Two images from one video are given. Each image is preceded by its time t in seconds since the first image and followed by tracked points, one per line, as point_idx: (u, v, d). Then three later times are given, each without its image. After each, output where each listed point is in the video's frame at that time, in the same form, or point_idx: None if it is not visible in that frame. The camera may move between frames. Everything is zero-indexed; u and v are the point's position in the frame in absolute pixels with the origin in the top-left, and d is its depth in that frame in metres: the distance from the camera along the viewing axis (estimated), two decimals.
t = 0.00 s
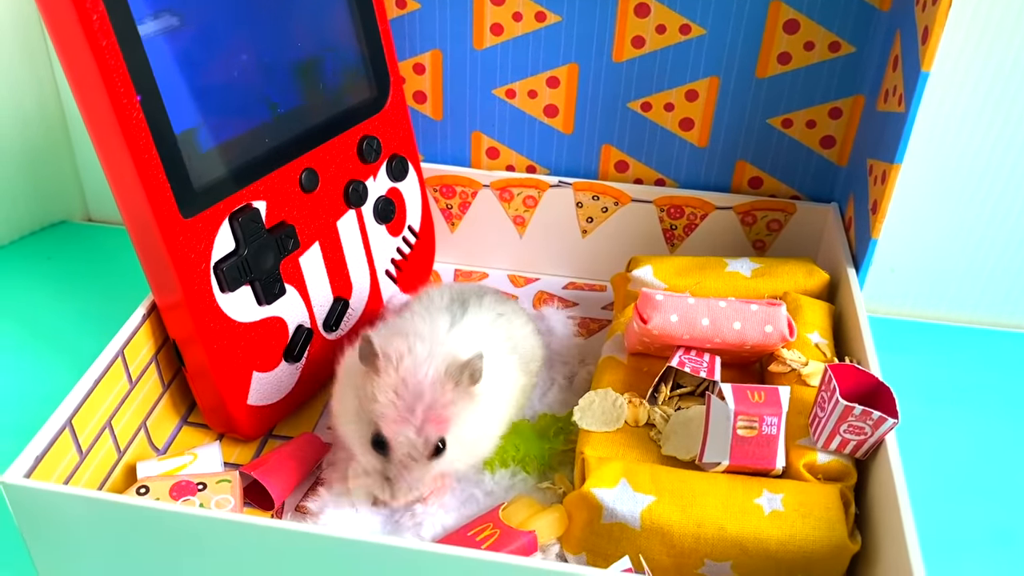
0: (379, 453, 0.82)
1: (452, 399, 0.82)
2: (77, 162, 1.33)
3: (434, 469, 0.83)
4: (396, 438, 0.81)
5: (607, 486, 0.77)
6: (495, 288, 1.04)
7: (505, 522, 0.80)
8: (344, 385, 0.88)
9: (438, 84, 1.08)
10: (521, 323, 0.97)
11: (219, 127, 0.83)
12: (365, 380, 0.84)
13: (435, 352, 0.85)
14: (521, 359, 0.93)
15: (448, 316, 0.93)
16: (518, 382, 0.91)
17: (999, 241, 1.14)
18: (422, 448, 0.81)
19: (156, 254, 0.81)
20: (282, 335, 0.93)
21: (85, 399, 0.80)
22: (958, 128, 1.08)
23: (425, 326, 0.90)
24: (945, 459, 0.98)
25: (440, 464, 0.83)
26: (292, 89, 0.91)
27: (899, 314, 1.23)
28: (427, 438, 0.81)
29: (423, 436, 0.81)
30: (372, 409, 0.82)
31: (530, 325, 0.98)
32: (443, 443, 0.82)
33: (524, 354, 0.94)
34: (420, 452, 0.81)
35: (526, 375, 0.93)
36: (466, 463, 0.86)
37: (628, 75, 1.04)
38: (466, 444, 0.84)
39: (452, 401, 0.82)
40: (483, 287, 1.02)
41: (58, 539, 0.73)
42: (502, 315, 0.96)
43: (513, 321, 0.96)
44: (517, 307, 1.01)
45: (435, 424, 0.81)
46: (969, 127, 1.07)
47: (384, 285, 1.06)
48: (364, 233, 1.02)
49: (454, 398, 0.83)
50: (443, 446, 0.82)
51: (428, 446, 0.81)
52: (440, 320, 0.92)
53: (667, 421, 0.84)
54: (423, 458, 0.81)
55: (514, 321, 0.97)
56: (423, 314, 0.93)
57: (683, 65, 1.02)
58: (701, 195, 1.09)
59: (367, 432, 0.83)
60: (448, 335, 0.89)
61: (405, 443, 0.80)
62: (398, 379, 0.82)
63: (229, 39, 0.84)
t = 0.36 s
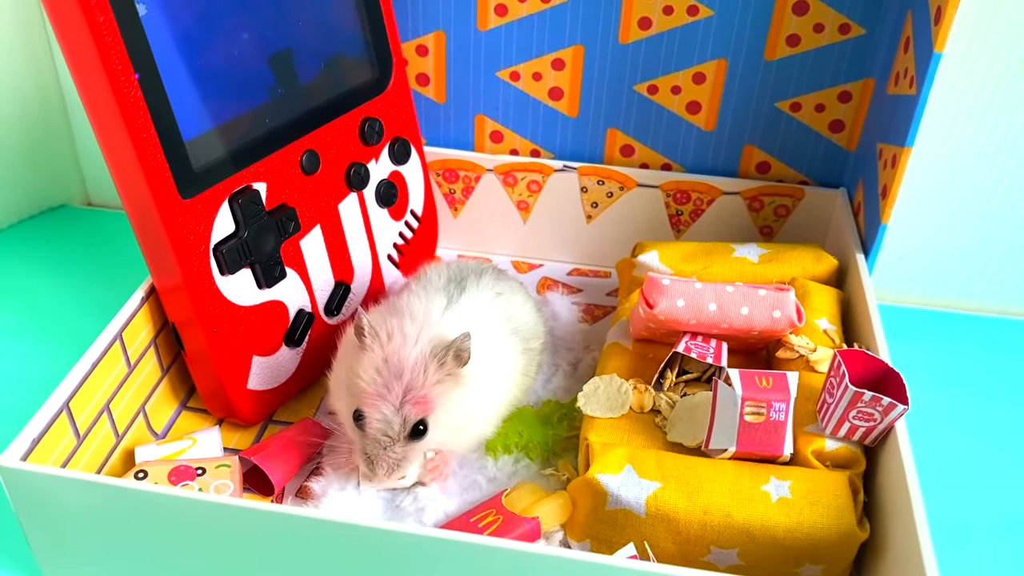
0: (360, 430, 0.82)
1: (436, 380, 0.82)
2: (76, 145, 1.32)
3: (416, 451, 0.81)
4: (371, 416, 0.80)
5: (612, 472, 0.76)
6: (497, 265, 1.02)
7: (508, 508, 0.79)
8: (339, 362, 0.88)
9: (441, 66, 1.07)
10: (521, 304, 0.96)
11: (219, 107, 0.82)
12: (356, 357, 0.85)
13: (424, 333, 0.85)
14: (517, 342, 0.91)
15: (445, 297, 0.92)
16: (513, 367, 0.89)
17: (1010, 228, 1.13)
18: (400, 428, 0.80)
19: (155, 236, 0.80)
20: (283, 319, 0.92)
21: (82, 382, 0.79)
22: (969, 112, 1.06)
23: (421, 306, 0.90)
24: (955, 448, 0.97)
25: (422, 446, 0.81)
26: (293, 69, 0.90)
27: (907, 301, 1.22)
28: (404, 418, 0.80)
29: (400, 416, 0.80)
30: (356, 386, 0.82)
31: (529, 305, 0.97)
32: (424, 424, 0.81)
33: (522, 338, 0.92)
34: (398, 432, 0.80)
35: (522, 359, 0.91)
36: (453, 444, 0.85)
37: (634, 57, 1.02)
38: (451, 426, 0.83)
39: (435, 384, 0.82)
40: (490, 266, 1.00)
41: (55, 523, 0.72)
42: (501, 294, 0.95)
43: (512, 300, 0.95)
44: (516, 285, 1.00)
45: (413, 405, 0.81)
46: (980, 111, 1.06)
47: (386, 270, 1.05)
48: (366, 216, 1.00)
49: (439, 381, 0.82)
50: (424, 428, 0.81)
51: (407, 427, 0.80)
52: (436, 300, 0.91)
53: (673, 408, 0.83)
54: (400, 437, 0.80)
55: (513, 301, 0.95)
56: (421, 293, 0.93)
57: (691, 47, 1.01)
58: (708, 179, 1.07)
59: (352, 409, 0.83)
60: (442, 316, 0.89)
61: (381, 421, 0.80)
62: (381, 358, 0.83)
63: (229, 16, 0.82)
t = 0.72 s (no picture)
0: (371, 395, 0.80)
1: (450, 348, 0.80)
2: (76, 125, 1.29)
3: (427, 418, 0.79)
4: (383, 378, 0.78)
5: (624, 458, 0.74)
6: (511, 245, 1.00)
7: (517, 494, 0.77)
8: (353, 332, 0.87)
9: (448, 43, 1.04)
10: (536, 284, 0.94)
11: (220, 81, 0.79)
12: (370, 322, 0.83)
13: (438, 300, 0.84)
14: (532, 320, 0.89)
15: (460, 269, 0.90)
16: (528, 345, 0.87)
17: None
18: (411, 394, 0.78)
19: (154, 213, 0.77)
20: (286, 300, 0.89)
21: (80, 363, 0.77)
22: (990, 92, 1.04)
23: (436, 277, 0.88)
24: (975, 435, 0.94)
25: (433, 413, 0.79)
26: (297, 44, 0.87)
27: (923, 287, 1.19)
28: (416, 383, 0.78)
29: (412, 382, 0.78)
30: (369, 350, 0.81)
31: (543, 287, 0.95)
32: (436, 391, 0.79)
33: (536, 317, 0.90)
34: (409, 397, 0.78)
35: (537, 338, 0.89)
36: (464, 422, 0.83)
37: (647, 34, 0.99)
38: (465, 396, 0.81)
39: (449, 351, 0.80)
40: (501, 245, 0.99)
41: (52, 508, 0.70)
42: (517, 272, 0.93)
43: (527, 279, 0.93)
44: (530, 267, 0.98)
45: (427, 370, 0.79)
46: (1001, 91, 1.03)
47: (391, 252, 1.03)
48: (371, 196, 0.98)
49: (454, 348, 0.80)
50: (437, 395, 0.79)
51: (419, 392, 0.78)
52: (452, 273, 0.90)
53: (687, 392, 0.81)
54: (411, 403, 0.78)
55: (527, 280, 0.93)
56: (436, 267, 0.91)
57: (705, 24, 0.98)
58: (721, 160, 1.05)
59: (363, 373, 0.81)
60: (458, 288, 0.87)
61: (392, 385, 0.78)
62: (395, 323, 0.81)
63: None
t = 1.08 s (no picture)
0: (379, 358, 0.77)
1: (464, 310, 0.77)
2: (68, 95, 1.25)
3: (439, 381, 0.76)
4: (393, 337, 0.76)
5: (640, 438, 0.70)
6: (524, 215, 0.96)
7: (526, 476, 0.73)
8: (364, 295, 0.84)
9: (454, 6, 0.99)
10: (548, 255, 0.90)
11: (213, 40, 0.75)
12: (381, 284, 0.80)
13: (453, 262, 0.81)
14: (547, 291, 0.85)
15: (474, 232, 0.87)
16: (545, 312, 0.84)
17: None
18: (422, 354, 0.75)
19: (145, 180, 0.73)
20: (284, 273, 0.86)
21: (68, 337, 0.73)
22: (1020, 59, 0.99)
23: (451, 239, 0.85)
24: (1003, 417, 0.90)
25: (446, 376, 0.76)
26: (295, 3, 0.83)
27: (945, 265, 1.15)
28: (427, 343, 0.76)
29: (423, 343, 0.75)
30: (379, 311, 0.78)
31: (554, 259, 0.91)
32: (448, 354, 0.76)
33: (552, 285, 0.87)
34: (420, 358, 0.75)
35: (551, 309, 0.85)
36: (474, 391, 0.79)
37: None
38: (479, 362, 0.78)
39: (463, 313, 0.77)
40: (511, 213, 0.94)
41: (37, 488, 0.67)
42: (529, 241, 0.89)
43: (540, 248, 0.89)
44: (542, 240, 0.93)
45: (439, 331, 0.76)
46: None
47: (395, 225, 0.99)
48: (373, 166, 0.94)
49: (468, 312, 0.77)
50: (449, 357, 0.76)
51: (429, 354, 0.75)
52: (466, 235, 0.86)
53: (704, 370, 0.77)
54: (422, 364, 0.75)
55: (539, 250, 0.89)
56: (449, 230, 0.88)
57: None
58: (739, 130, 1.01)
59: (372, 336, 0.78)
60: (473, 250, 0.84)
61: (403, 344, 0.75)
62: (407, 284, 0.78)
63: None
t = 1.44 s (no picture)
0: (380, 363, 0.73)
1: (465, 311, 0.73)
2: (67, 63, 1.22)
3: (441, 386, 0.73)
4: (393, 344, 0.71)
5: (657, 412, 0.68)
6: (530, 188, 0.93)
7: (539, 451, 0.71)
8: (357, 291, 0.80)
9: None
10: (557, 231, 0.87)
11: None
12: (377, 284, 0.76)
13: (451, 260, 0.77)
14: (554, 275, 0.83)
15: (473, 222, 0.83)
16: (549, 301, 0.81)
17: None
18: (425, 360, 0.71)
19: (145, 143, 0.71)
20: (289, 244, 0.83)
21: (65, 306, 0.71)
22: None
23: (448, 232, 0.81)
24: None
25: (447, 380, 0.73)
26: None
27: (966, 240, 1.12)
28: (430, 349, 0.72)
29: (426, 347, 0.72)
30: (376, 313, 0.74)
31: (566, 234, 0.88)
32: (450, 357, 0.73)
33: (559, 269, 0.84)
34: (423, 364, 0.71)
35: (558, 293, 0.83)
36: (478, 386, 0.76)
37: None
38: (480, 361, 0.75)
39: (465, 314, 0.73)
40: (520, 187, 0.92)
41: (34, 460, 0.65)
42: (536, 220, 0.86)
43: (548, 226, 0.86)
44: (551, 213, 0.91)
45: (441, 334, 0.72)
46: None
47: (402, 196, 0.96)
48: (380, 133, 0.91)
49: (469, 311, 0.74)
50: (451, 360, 0.73)
51: (432, 359, 0.72)
52: (465, 225, 0.82)
53: (723, 343, 0.74)
54: (425, 369, 0.71)
55: (548, 227, 0.86)
56: (446, 219, 0.84)
57: None
58: (756, 99, 0.98)
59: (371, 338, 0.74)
60: (472, 243, 0.80)
61: (405, 351, 0.71)
62: (404, 285, 0.74)
63: None
